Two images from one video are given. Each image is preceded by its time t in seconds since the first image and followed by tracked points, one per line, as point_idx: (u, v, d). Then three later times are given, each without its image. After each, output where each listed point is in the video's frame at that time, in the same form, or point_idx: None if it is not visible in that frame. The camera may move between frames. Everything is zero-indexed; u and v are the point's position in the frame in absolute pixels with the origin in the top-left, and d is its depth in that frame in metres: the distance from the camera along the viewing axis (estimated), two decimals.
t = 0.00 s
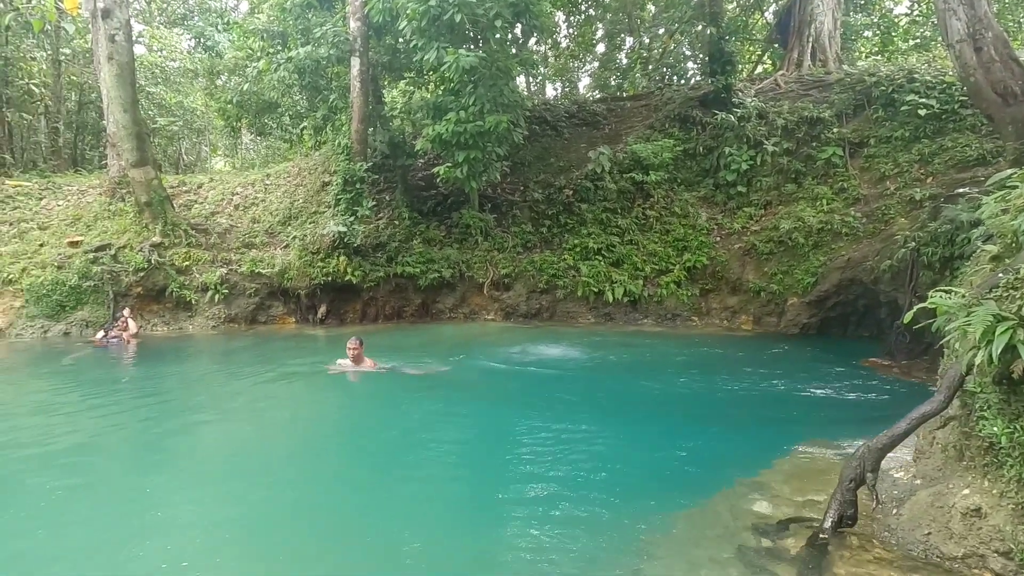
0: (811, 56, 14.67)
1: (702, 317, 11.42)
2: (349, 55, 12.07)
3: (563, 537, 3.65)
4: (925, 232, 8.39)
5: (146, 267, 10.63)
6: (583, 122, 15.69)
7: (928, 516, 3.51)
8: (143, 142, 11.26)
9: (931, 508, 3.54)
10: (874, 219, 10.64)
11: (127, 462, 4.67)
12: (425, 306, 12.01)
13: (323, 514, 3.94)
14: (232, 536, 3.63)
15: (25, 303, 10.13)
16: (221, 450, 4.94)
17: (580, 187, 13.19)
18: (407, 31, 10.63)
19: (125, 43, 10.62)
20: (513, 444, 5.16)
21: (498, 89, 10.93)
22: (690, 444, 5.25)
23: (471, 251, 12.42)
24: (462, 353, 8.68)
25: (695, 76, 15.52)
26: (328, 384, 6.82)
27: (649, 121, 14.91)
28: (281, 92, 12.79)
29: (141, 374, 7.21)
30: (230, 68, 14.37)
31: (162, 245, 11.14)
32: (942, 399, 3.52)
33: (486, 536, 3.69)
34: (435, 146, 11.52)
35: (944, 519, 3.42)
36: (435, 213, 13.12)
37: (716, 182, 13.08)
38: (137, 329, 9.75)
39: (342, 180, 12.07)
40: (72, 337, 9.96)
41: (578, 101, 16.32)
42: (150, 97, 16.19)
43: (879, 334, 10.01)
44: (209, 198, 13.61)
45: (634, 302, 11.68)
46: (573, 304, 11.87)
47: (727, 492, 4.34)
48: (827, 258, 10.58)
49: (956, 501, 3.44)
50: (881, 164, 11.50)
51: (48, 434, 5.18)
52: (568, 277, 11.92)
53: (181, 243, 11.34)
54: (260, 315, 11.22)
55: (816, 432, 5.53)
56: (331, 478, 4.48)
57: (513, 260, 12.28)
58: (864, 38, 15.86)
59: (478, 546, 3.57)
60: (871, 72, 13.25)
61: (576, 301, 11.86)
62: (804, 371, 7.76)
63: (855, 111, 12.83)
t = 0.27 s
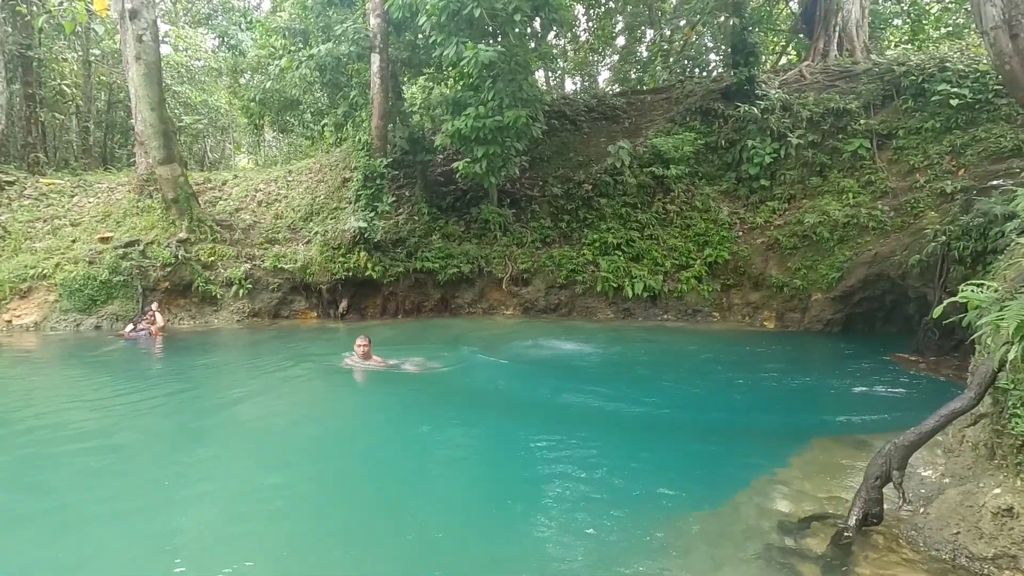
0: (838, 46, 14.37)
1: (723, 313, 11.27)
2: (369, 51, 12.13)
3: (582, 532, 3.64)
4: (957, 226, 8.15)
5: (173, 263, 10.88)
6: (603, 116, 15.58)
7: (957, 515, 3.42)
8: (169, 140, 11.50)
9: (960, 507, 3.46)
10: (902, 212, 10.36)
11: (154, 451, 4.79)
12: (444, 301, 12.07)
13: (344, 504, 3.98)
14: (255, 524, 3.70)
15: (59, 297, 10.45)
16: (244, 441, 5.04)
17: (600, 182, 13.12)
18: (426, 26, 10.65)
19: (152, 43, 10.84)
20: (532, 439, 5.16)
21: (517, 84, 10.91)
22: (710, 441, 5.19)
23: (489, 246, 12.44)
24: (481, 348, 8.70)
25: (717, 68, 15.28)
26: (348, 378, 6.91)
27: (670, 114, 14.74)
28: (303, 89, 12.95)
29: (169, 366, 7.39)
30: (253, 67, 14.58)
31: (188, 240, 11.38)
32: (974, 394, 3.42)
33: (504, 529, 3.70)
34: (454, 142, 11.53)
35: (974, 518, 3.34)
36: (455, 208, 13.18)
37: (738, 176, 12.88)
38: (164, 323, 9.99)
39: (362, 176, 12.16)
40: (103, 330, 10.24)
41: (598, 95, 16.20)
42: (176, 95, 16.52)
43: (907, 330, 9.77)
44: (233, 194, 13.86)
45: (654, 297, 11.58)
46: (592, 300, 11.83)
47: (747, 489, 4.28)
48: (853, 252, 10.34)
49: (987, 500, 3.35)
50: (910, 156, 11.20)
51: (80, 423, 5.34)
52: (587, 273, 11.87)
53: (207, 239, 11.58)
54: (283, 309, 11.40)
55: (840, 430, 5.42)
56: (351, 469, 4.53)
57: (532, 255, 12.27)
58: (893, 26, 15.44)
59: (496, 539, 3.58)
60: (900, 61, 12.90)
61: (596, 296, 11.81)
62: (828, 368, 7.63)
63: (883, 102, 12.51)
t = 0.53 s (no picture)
0: (857, 39, 14.13)
1: (739, 310, 11.17)
2: (383, 49, 12.17)
3: (593, 531, 3.62)
4: (980, 222, 7.99)
5: (192, 260, 11.04)
6: (616, 112, 15.50)
7: (978, 516, 3.37)
8: (187, 139, 11.65)
9: (981, 508, 3.39)
10: (923, 208, 10.17)
11: (170, 446, 4.85)
12: (458, 298, 12.11)
13: (355, 501, 4.01)
14: (267, 519, 3.73)
15: (81, 294, 10.65)
16: (257, 437, 5.08)
17: (613, 178, 13.07)
18: (440, 24, 10.68)
19: (171, 42, 10.99)
20: (543, 437, 5.15)
21: (531, 81, 10.88)
22: (723, 439, 5.14)
23: (503, 243, 12.44)
24: (494, 344, 8.72)
25: (733, 62, 15.12)
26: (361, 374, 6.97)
27: (685, 110, 14.64)
28: (317, 88, 13.06)
29: (187, 362, 7.51)
30: (269, 66, 14.73)
31: (206, 238, 11.54)
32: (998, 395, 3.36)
33: (515, 528, 3.69)
34: (467, 139, 11.54)
35: (996, 519, 3.27)
36: (468, 205, 13.21)
37: (755, 172, 12.74)
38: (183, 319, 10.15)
39: (377, 174, 12.22)
40: (124, 326, 10.41)
41: (612, 91, 16.11)
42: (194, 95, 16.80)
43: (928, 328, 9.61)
44: (250, 192, 14.03)
45: (668, 295, 11.51)
46: (605, 297, 11.78)
47: (761, 488, 4.24)
48: (872, 249, 10.16)
49: (1010, 502, 3.27)
50: (932, 151, 10.98)
51: (99, 418, 5.43)
52: (600, 270, 11.81)
53: (224, 237, 11.73)
54: (299, 306, 11.53)
55: (858, 428, 5.35)
56: (363, 466, 4.56)
57: (545, 253, 12.25)
58: (914, 18, 15.15)
59: (507, 538, 3.58)
60: (921, 54, 12.66)
61: (609, 294, 11.76)
62: (846, 367, 7.52)
63: (903, 96, 12.30)
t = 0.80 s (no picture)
0: (877, 33, 13.89)
1: (755, 309, 11.05)
2: (398, 48, 12.24)
3: (605, 531, 3.58)
4: (1005, 219, 7.83)
5: (210, 257, 11.20)
6: (631, 109, 15.41)
7: (1001, 518, 3.31)
8: (205, 138, 11.81)
9: (1005, 510, 3.34)
10: (945, 205, 9.97)
11: (184, 441, 4.90)
12: (471, 296, 12.14)
13: (367, 499, 4.01)
14: (281, 514, 3.76)
15: (103, 291, 10.85)
16: (269, 433, 5.13)
17: (628, 176, 13.01)
18: (454, 22, 10.70)
19: (189, 43, 11.15)
20: (555, 436, 5.11)
21: (544, 78, 10.85)
22: (738, 439, 5.07)
23: (516, 241, 12.43)
24: (506, 343, 8.71)
25: (750, 58, 14.96)
26: (375, 371, 7.02)
27: (700, 107, 14.55)
28: (332, 88, 13.30)
29: (205, 358, 7.63)
30: (285, 65, 14.88)
31: (224, 236, 11.69)
32: (1023, 393, 3.24)
33: (525, 528, 3.65)
34: (481, 137, 11.54)
35: (1020, 522, 3.22)
36: (482, 203, 13.23)
37: (771, 169, 12.59)
38: (201, 315, 10.30)
39: (391, 172, 12.27)
40: (144, 323, 10.59)
41: (626, 88, 16.02)
42: (211, 95, 17.18)
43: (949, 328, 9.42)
44: (267, 191, 14.18)
45: (682, 293, 11.42)
46: (619, 295, 11.71)
47: (777, 488, 4.16)
48: (892, 247, 9.98)
49: None
50: (954, 147, 10.76)
51: (115, 413, 5.50)
52: (614, 268, 11.75)
53: (242, 235, 11.86)
54: (314, 303, 11.64)
55: (877, 429, 5.26)
56: (374, 464, 4.56)
57: (559, 250, 12.23)
58: (937, 11, 14.84)
59: (517, 538, 3.54)
60: (944, 48, 12.41)
61: (623, 292, 11.69)
62: (866, 366, 7.41)
63: (925, 91, 12.12)
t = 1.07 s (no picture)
0: (890, 29, 13.75)
1: (765, 308, 10.97)
2: (407, 47, 12.29)
3: (609, 534, 3.54)
4: (1020, 218, 7.74)
5: (221, 256, 11.30)
6: (640, 107, 15.35)
7: (1017, 521, 3.36)
8: (217, 138, 11.91)
9: (1020, 514, 3.39)
10: (959, 203, 9.84)
11: (188, 441, 4.90)
12: (480, 294, 12.16)
13: (370, 499, 3.99)
14: (286, 512, 3.77)
15: (116, 289, 10.98)
16: (275, 432, 5.15)
17: (637, 174, 12.98)
18: (463, 21, 10.72)
19: (201, 44, 11.25)
20: (560, 437, 5.07)
21: (553, 76, 10.82)
22: (747, 440, 5.03)
23: (525, 240, 12.43)
24: (515, 341, 8.71)
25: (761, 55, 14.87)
26: (383, 369, 7.04)
27: (710, 104, 14.50)
28: (342, 86, 13.32)
29: (217, 356, 7.70)
30: (296, 65, 14.98)
31: (235, 235, 11.78)
32: None
33: (529, 530, 3.62)
34: (490, 136, 11.54)
35: None
36: (490, 202, 13.26)
37: (782, 167, 12.50)
38: (213, 313, 10.39)
39: (400, 171, 12.30)
40: (157, 321, 10.70)
41: (636, 86, 15.97)
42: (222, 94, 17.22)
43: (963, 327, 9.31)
44: (277, 190, 14.29)
45: (692, 292, 11.36)
46: (629, 294, 11.67)
47: (786, 492, 4.11)
48: (905, 246, 9.88)
49: None
50: (969, 144, 10.62)
51: (121, 411, 5.52)
52: (623, 266, 11.71)
53: (252, 233, 11.94)
54: (324, 302, 11.72)
55: (889, 430, 5.22)
56: (378, 464, 4.53)
57: (568, 249, 12.22)
58: (951, 6, 14.65)
59: (521, 540, 3.51)
60: (958, 43, 12.25)
61: (632, 290, 11.65)
62: (878, 366, 7.34)
63: (939, 87, 11.98)
